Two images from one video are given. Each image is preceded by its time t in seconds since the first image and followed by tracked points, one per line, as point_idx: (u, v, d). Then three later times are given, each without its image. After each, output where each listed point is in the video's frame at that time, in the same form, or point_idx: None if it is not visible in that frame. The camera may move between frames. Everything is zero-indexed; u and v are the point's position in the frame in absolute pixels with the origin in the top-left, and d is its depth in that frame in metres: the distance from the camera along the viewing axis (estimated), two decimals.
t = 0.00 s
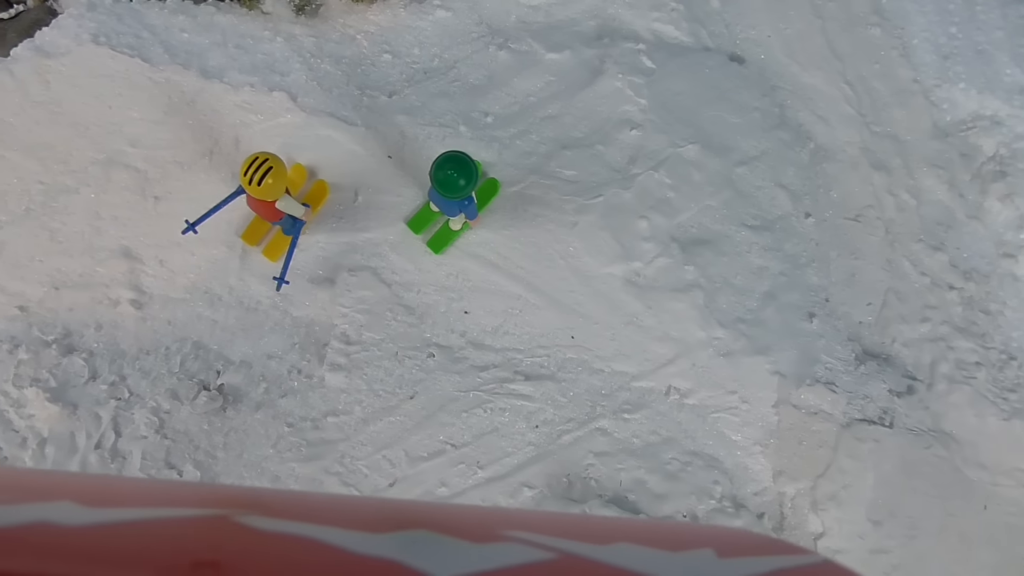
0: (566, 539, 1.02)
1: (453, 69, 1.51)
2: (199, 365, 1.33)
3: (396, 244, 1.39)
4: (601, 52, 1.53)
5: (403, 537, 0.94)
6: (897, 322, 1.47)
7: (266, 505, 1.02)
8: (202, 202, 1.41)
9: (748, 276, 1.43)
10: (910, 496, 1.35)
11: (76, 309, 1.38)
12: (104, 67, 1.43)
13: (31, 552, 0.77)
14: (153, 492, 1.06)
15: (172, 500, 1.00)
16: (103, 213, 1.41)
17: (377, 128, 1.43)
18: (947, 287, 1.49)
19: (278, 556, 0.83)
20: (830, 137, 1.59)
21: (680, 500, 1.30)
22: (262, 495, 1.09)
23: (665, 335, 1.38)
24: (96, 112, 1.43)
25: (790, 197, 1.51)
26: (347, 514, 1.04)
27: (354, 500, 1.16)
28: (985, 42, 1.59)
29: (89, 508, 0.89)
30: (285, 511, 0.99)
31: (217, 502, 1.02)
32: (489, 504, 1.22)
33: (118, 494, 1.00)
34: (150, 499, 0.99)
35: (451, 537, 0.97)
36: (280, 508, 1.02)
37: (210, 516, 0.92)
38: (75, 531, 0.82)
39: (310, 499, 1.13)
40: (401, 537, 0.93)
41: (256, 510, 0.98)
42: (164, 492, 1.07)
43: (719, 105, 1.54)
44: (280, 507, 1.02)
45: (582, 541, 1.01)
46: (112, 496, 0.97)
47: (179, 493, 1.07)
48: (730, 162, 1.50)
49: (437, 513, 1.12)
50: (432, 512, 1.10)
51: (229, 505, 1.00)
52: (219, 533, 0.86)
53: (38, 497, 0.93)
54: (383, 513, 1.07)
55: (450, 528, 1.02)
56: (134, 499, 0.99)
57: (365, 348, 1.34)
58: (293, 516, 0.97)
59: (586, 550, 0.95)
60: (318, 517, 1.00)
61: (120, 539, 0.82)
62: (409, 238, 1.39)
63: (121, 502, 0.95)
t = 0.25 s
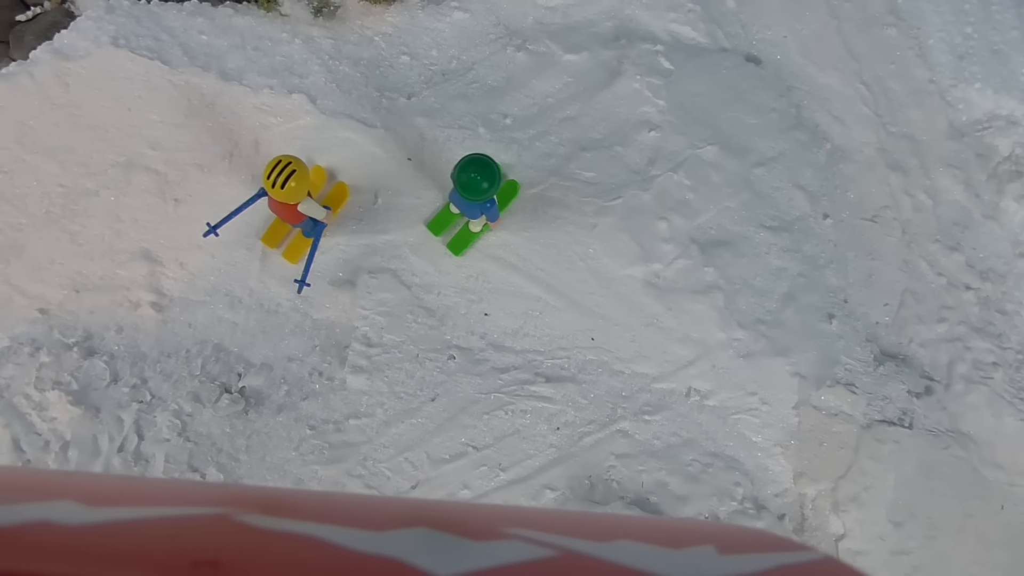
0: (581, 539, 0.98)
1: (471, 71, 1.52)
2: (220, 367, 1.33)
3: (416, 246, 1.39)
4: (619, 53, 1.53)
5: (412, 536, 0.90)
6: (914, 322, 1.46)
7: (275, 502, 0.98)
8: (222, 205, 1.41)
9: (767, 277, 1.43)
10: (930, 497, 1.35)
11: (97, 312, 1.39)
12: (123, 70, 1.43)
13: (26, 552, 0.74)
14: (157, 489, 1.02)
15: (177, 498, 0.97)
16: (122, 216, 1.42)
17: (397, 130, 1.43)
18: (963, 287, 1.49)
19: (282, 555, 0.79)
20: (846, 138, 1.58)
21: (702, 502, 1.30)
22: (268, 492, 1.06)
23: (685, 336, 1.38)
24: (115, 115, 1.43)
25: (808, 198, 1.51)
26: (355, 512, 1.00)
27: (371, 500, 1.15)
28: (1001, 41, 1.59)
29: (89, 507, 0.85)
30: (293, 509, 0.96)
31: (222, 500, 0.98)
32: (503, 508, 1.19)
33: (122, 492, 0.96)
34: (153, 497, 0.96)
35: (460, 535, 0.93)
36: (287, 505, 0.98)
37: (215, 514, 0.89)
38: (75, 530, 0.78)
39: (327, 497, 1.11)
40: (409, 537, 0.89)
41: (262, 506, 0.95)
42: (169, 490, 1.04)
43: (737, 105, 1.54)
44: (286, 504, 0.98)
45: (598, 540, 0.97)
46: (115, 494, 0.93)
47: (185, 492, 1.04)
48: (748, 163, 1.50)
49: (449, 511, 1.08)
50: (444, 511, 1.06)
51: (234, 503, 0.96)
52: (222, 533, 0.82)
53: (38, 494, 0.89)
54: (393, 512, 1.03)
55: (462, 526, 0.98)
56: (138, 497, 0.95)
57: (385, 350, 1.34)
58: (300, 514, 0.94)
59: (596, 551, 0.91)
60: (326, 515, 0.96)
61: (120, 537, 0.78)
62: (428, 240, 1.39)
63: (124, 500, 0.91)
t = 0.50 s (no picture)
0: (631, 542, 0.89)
1: (488, 74, 1.52)
2: (240, 372, 1.33)
3: (435, 250, 1.39)
4: (636, 56, 1.52)
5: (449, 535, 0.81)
6: (930, 324, 1.46)
7: (290, 497, 0.89)
8: (240, 209, 1.41)
9: (786, 280, 1.43)
10: (949, 500, 1.35)
11: (116, 317, 1.38)
12: (141, 73, 1.43)
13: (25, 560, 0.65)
14: (161, 485, 0.93)
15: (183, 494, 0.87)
16: (141, 221, 1.42)
17: (415, 134, 1.43)
18: (979, 289, 1.49)
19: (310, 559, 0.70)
20: (862, 141, 1.58)
21: (723, 506, 1.30)
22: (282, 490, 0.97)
23: (705, 340, 1.38)
24: (133, 119, 1.43)
25: (825, 201, 1.51)
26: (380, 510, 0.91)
27: (390, 501, 1.11)
28: (1015, 43, 1.59)
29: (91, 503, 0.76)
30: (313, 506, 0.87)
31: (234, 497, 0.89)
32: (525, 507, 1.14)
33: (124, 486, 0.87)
34: (160, 493, 0.86)
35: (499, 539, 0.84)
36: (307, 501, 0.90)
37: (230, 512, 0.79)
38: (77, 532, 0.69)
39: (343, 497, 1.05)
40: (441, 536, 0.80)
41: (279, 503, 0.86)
42: (175, 487, 0.95)
43: (753, 109, 1.54)
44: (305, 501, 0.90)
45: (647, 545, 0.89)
46: (118, 490, 0.84)
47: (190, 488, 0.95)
48: (765, 166, 1.50)
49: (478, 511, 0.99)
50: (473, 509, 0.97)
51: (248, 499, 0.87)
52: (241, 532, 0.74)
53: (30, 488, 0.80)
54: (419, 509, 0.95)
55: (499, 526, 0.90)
56: (138, 493, 0.85)
57: (405, 355, 1.34)
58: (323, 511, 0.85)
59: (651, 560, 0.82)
60: (348, 513, 0.87)
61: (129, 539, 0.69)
62: (447, 243, 1.39)
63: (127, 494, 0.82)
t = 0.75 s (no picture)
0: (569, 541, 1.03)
1: (505, 77, 1.52)
2: (260, 375, 1.33)
3: (454, 253, 1.39)
4: (653, 59, 1.53)
5: (406, 538, 0.94)
6: (947, 326, 1.46)
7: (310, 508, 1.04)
8: (259, 212, 1.41)
9: (805, 282, 1.43)
10: (968, 502, 1.35)
11: (135, 320, 1.38)
12: (158, 76, 1.42)
13: (41, 554, 0.77)
14: (160, 494, 1.07)
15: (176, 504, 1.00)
16: (159, 223, 1.41)
17: (433, 137, 1.43)
18: (996, 291, 1.49)
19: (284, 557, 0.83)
20: (878, 143, 1.58)
21: (744, 509, 1.30)
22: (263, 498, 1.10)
23: (724, 342, 1.38)
24: (150, 122, 1.42)
25: (843, 203, 1.51)
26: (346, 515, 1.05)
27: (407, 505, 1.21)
28: None
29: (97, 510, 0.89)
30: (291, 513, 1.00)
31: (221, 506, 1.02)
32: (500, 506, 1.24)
33: (127, 497, 0.99)
34: (155, 504, 0.99)
35: (453, 538, 0.98)
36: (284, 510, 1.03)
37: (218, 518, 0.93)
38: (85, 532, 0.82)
39: (328, 499, 1.17)
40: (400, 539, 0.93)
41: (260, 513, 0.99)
42: (189, 496, 1.08)
43: (770, 111, 1.54)
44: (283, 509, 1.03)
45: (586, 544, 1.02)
46: (118, 500, 0.96)
47: (184, 496, 1.08)
48: (783, 169, 1.50)
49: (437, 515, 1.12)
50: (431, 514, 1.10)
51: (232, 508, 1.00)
52: (230, 534, 0.87)
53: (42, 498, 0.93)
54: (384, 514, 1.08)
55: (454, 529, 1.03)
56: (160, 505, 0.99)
57: (425, 358, 1.33)
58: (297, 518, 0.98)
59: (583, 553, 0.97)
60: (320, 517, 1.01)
61: (132, 540, 0.82)
62: (466, 246, 1.39)
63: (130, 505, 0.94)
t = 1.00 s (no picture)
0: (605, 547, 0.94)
1: (523, 78, 1.52)
2: (280, 377, 1.33)
3: (473, 254, 1.39)
4: (670, 60, 1.53)
5: (430, 539, 0.86)
6: (964, 327, 1.46)
7: (325, 511, 0.94)
8: (277, 213, 1.41)
9: (822, 283, 1.43)
10: (987, 503, 1.35)
11: (154, 322, 1.38)
12: (176, 78, 1.42)
13: (36, 561, 0.67)
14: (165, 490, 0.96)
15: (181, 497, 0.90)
16: (178, 225, 1.41)
17: (452, 138, 1.43)
18: (1012, 292, 1.49)
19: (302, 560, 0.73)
20: (893, 143, 1.59)
21: (765, 509, 1.30)
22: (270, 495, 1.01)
23: (743, 343, 1.38)
24: (168, 124, 1.42)
25: (860, 204, 1.51)
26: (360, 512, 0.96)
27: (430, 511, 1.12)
28: None
29: (96, 509, 0.77)
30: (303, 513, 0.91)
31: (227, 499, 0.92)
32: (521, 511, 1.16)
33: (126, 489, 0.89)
34: (159, 496, 0.89)
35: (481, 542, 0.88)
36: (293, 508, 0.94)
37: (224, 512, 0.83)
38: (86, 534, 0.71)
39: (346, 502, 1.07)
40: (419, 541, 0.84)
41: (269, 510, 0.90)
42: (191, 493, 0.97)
43: (787, 112, 1.54)
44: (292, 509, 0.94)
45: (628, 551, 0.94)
46: (119, 492, 0.86)
47: (187, 491, 0.98)
48: (800, 170, 1.50)
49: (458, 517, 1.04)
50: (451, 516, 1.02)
51: (242, 504, 0.91)
52: (239, 533, 0.77)
53: (34, 492, 0.81)
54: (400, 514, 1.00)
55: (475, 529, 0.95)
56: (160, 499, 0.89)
57: (445, 359, 1.33)
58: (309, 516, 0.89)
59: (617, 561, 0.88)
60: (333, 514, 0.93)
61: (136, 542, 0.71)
62: (485, 247, 1.39)
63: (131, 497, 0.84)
